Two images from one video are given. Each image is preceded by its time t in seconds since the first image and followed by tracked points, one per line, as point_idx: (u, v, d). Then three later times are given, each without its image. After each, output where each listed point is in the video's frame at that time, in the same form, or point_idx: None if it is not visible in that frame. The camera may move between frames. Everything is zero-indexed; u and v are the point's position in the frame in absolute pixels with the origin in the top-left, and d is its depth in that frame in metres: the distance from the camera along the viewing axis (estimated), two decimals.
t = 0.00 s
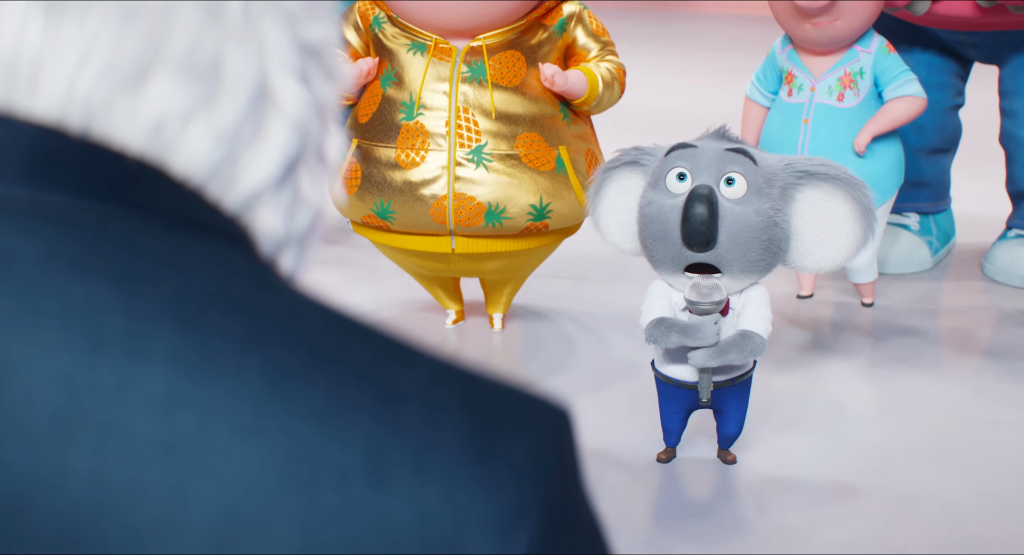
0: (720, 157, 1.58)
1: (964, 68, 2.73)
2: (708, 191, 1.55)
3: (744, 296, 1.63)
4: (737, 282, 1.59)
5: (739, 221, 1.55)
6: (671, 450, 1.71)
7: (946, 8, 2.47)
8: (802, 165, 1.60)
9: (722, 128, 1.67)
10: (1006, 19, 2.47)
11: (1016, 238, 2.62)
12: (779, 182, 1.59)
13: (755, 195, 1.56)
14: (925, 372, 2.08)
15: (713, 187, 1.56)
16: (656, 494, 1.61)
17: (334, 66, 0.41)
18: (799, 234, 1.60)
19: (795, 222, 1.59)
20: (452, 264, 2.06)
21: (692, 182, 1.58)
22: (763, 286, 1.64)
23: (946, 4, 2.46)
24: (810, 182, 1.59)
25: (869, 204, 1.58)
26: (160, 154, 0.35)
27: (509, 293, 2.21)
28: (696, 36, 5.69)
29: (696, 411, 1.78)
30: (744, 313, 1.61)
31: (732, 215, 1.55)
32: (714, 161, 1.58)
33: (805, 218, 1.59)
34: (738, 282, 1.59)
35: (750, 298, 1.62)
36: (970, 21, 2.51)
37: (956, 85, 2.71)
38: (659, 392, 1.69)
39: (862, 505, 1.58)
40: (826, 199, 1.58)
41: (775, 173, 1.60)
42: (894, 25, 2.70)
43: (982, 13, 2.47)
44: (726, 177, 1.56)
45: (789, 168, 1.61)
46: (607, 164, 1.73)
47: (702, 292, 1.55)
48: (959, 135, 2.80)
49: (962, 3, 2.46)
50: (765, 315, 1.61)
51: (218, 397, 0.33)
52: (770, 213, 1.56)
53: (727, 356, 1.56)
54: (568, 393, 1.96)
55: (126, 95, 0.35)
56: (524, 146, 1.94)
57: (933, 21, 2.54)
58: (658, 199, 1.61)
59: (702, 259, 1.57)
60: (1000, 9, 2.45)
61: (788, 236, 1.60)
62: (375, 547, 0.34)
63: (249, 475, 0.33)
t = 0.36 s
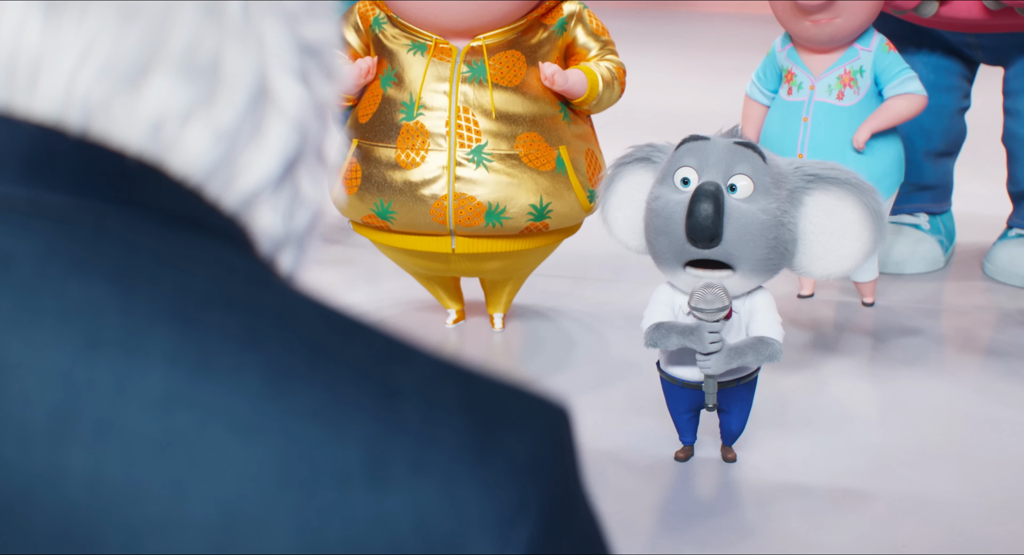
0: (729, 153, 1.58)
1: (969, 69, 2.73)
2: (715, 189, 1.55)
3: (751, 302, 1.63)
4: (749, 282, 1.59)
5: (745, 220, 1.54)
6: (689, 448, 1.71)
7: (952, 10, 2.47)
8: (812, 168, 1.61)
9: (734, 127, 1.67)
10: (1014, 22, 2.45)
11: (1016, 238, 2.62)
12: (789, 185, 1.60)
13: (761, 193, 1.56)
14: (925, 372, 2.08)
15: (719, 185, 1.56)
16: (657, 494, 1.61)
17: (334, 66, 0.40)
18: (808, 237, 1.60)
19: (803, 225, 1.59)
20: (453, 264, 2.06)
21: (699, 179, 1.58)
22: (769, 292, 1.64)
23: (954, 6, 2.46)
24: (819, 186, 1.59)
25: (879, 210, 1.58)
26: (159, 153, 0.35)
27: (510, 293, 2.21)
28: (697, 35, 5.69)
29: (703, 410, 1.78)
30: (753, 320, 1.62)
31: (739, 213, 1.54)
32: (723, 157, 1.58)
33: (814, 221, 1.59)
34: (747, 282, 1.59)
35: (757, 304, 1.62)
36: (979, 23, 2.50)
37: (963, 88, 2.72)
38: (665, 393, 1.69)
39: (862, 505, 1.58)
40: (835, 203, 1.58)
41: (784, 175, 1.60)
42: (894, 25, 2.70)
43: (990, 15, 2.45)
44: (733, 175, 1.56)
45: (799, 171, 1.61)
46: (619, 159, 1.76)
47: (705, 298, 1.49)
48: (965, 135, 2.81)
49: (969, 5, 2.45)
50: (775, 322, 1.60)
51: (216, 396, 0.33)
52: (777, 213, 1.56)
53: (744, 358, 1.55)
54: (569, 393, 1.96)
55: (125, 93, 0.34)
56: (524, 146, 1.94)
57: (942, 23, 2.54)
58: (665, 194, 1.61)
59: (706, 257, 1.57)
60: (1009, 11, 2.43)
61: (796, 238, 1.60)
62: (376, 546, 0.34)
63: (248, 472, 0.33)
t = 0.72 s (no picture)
0: (728, 152, 1.58)
1: (971, 68, 2.73)
2: (713, 188, 1.55)
3: (752, 302, 1.62)
4: (749, 276, 1.58)
5: (744, 217, 1.54)
6: (689, 449, 1.71)
7: (957, 8, 2.46)
8: (812, 165, 1.61)
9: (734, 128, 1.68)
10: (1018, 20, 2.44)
11: (1016, 237, 2.61)
12: (788, 183, 1.60)
13: (759, 192, 1.56)
14: (926, 372, 2.08)
15: (718, 185, 1.56)
16: (657, 493, 1.62)
17: (334, 65, 0.39)
18: (810, 234, 1.60)
19: (804, 222, 1.59)
20: (454, 263, 2.06)
21: (697, 178, 1.58)
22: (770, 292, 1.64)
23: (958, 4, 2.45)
24: (820, 183, 1.59)
25: (881, 204, 1.57)
26: (157, 153, 0.34)
27: (510, 293, 2.21)
28: (698, 35, 5.69)
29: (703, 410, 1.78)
30: (754, 321, 1.61)
31: (737, 211, 1.54)
32: (722, 156, 1.58)
33: (815, 217, 1.59)
34: (746, 268, 1.56)
35: (758, 305, 1.62)
36: (982, 22, 2.49)
37: (964, 88, 2.72)
38: (666, 392, 1.69)
39: (861, 505, 1.58)
40: (837, 198, 1.58)
41: (783, 173, 1.60)
42: (895, 24, 2.70)
43: (994, 13, 2.44)
44: (730, 174, 1.57)
45: (799, 169, 1.61)
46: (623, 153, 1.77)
47: (706, 300, 1.50)
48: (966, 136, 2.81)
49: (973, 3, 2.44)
50: (776, 321, 1.60)
51: (214, 394, 0.33)
52: (777, 211, 1.56)
53: (744, 358, 1.55)
54: (569, 393, 1.96)
55: (123, 94, 0.34)
56: (524, 145, 1.94)
57: (946, 22, 2.53)
58: (663, 190, 1.62)
59: (705, 254, 1.57)
60: (1013, 9, 2.42)
61: (797, 235, 1.59)
62: (375, 545, 0.34)
63: (247, 470, 0.33)
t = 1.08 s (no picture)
0: (723, 159, 1.58)
1: (972, 69, 2.73)
2: (707, 194, 1.55)
3: (751, 305, 1.61)
4: (746, 280, 1.58)
5: (739, 222, 1.54)
6: (689, 450, 1.71)
7: (957, 8, 2.46)
8: (808, 166, 1.59)
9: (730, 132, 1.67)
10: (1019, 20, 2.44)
11: (1016, 237, 2.61)
12: (784, 186, 1.59)
13: (755, 196, 1.56)
14: (925, 372, 2.08)
15: (713, 190, 1.56)
16: (655, 493, 1.62)
17: (334, 65, 0.38)
18: (807, 235, 1.59)
19: (800, 223, 1.59)
20: (454, 264, 2.06)
21: (693, 184, 1.58)
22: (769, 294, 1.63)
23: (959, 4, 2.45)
24: (816, 184, 1.57)
25: (879, 202, 1.56)
26: (156, 154, 0.34)
27: (511, 293, 2.21)
28: (699, 35, 5.69)
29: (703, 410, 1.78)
30: (754, 324, 1.61)
31: (732, 216, 1.54)
32: (717, 163, 1.58)
33: (812, 218, 1.58)
34: (744, 272, 1.57)
35: (757, 308, 1.61)
36: (982, 22, 2.49)
37: (964, 90, 2.71)
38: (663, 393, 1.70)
39: (861, 504, 1.58)
40: (834, 198, 1.56)
41: (778, 177, 1.59)
42: (896, 24, 2.70)
43: (994, 13, 2.44)
44: (725, 181, 1.56)
45: (793, 171, 1.60)
46: (621, 153, 1.76)
47: (704, 315, 1.52)
48: (966, 137, 2.81)
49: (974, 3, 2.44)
50: (775, 325, 1.60)
51: (211, 392, 0.33)
52: (772, 214, 1.56)
53: (748, 366, 1.56)
54: (568, 392, 1.96)
55: (121, 95, 0.34)
56: (525, 146, 1.94)
57: (947, 22, 2.53)
58: (659, 193, 1.61)
59: (701, 259, 1.57)
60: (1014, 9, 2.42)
61: (794, 236, 1.59)
62: (375, 544, 0.34)
63: (245, 470, 0.33)
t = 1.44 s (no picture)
0: (718, 152, 1.61)
1: (971, 70, 2.73)
2: (696, 182, 1.57)
3: (743, 302, 1.61)
4: (726, 276, 1.59)
5: (723, 213, 1.55)
6: (688, 449, 1.71)
7: (957, 8, 2.46)
8: (805, 163, 1.59)
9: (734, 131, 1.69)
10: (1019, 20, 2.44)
11: (1016, 238, 2.61)
12: (778, 183, 1.59)
13: (745, 190, 1.57)
14: (925, 372, 2.08)
15: (703, 180, 1.58)
16: (656, 494, 1.62)
17: (334, 67, 0.38)
18: (802, 231, 1.57)
19: (796, 220, 1.57)
20: (453, 264, 2.06)
21: (686, 172, 1.61)
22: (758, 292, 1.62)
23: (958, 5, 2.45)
24: (812, 179, 1.57)
25: (877, 198, 1.54)
26: (154, 155, 0.34)
27: (510, 293, 2.21)
28: (697, 35, 5.70)
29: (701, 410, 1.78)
30: (750, 326, 1.60)
31: (717, 206, 1.56)
32: (712, 154, 1.61)
33: (810, 214, 1.56)
34: (725, 274, 1.59)
35: (749, 305, 1.60)
36: (982, 22, 2.49)
37: (963, 91, 2.72)
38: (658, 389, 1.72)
39: (861, 505, 1.58)
40: (833, 193, 1.55)
41: (772, 174, 1.60)
42: (896, 26, 2.70)
43: (994, 14, 2.44)
44: (716, 171, 1.59)
45: (790, 168, 1.60)
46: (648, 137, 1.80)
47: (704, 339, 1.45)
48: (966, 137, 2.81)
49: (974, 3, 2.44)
50: (771, 326, 1.59)
51: (210, 393, 0.33)
52: (760, 209, 1.57)
53: (754, 371, 1.55)
54: (568, 393, 1.96)
55: (120, 96, 0.33)
56: (524, 146, 1.94)
57: (947, 22, 2.53)
58: (656, 181, 1.65)
59: (686, 249, 1.59)
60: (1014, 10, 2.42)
61: (787, 233, 1.58)
62: (373, 546, 0.34)
63: (244, 471, 0.33)
